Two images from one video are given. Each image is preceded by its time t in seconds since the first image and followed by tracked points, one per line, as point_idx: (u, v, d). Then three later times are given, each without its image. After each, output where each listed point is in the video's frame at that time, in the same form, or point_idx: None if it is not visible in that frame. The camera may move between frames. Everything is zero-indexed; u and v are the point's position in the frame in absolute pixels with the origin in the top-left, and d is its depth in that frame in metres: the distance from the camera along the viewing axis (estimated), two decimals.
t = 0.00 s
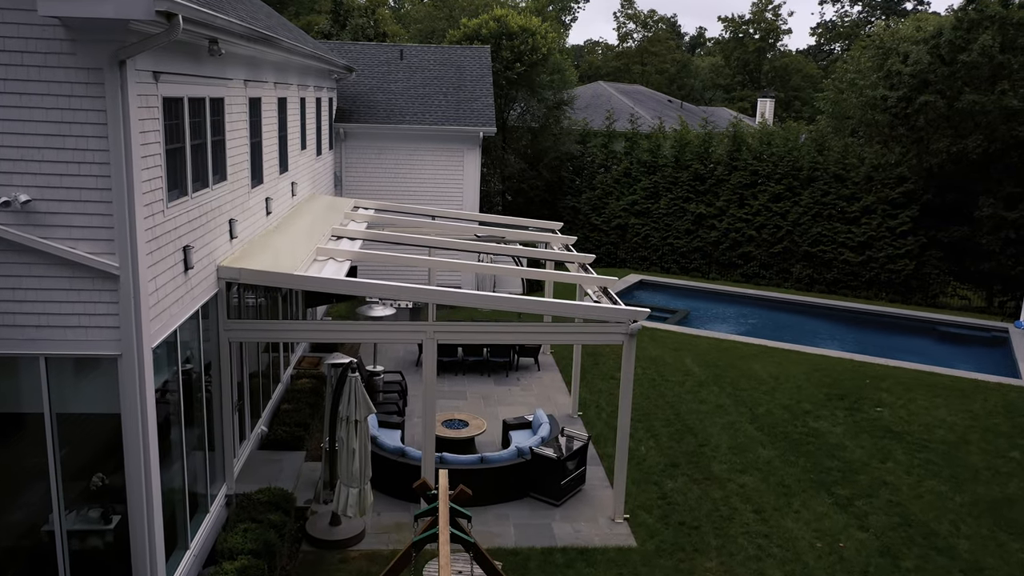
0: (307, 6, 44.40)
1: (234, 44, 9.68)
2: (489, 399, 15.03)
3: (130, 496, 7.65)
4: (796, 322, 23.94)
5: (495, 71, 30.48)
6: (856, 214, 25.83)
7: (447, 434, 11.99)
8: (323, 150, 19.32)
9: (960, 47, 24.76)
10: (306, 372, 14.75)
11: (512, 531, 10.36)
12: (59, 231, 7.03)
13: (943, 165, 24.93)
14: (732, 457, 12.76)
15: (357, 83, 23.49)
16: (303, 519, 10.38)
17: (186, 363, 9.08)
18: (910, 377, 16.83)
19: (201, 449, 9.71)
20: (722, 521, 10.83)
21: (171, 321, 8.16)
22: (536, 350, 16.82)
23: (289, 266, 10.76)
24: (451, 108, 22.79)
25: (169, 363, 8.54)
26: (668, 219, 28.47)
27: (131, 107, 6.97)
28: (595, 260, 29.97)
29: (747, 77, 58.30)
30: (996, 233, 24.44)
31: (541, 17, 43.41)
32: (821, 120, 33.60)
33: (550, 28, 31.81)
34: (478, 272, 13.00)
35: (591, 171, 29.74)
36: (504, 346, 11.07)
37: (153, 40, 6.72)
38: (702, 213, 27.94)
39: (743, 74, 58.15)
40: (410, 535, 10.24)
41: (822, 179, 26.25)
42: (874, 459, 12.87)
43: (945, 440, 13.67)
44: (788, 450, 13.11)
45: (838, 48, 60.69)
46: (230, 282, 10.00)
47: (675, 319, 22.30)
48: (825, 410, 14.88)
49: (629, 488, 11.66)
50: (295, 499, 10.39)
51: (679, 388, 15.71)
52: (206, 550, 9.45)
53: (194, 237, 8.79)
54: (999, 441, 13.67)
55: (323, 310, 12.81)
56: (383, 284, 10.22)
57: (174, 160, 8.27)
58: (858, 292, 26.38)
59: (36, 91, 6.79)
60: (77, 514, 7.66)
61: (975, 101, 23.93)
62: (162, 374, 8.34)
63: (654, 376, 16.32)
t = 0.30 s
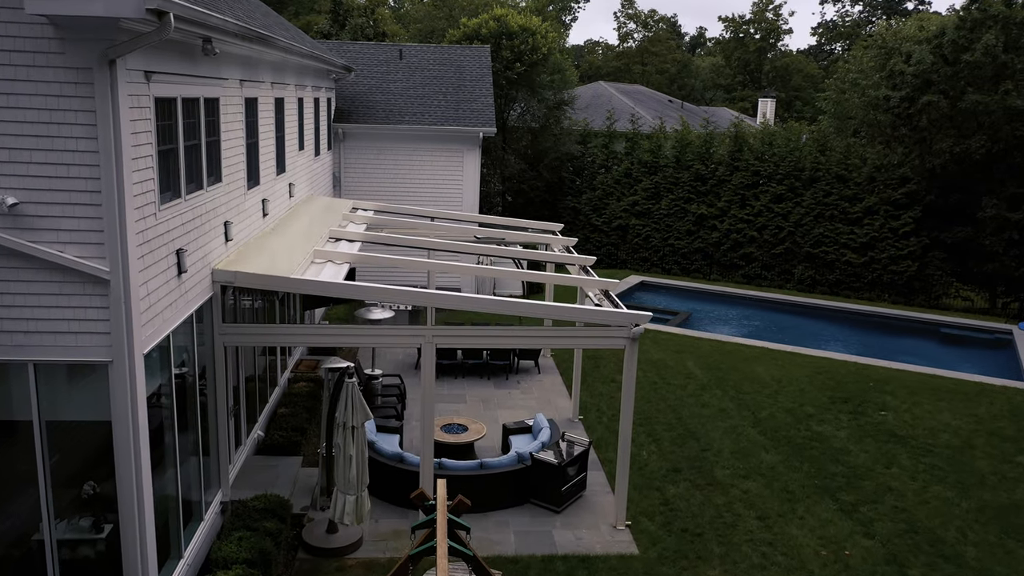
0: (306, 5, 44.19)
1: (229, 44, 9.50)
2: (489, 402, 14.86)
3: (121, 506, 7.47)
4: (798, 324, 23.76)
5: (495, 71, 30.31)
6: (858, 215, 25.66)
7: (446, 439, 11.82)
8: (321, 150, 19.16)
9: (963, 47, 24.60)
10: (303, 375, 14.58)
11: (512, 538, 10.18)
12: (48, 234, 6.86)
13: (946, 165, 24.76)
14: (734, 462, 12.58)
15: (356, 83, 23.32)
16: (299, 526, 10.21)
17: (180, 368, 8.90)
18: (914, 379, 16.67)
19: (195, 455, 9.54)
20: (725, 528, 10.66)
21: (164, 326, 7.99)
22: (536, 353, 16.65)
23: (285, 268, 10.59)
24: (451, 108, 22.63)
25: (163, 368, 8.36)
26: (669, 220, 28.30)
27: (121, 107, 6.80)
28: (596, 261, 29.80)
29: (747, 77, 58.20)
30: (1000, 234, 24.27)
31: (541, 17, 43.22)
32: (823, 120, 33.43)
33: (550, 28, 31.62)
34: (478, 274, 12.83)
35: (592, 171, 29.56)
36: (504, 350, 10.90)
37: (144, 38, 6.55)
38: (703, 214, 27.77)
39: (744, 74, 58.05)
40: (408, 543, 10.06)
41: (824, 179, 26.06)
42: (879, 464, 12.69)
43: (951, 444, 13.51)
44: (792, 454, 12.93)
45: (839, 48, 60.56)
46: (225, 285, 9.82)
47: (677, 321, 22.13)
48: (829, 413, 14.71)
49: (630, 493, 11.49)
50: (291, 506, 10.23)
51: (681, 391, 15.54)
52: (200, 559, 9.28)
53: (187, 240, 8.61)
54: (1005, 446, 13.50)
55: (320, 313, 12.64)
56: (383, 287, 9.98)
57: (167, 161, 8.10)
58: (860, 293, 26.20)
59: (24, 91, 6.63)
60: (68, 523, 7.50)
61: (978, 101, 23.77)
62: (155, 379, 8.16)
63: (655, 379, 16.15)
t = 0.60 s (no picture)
0: (305, 5, 43.96)
1: (224, 43, 9.33)
2: (488, 406, 14.69)
3: (112, 515, 7.29)
4: (800, 325, 23.59)
5: (495, 71, 30.14)
6: (860, 216, 25.51)
7: (444, 445, 11.64)
8: (319, 151, 19.00)
9: (966, 47, 24.43)
10: (300, 379, 14.43)
11: (512, 546, 10.01)
12: (36, 238, 6.69)
13: (949, 165, 24.60)
14: (738, 467, 12.41)
15: (354, 83, 23.16)
16: (295, 534, 10.02)
17: (173, 373, 8.73)
18: (918, 383, 16.48)
19: (189, 462, 9.37)
20: (728, 535, 10.49)
21: (156, 331, 7.81)
22: (536, 356, 16.49)
23: (280, 271, 10.40)
24: (451, 108, 22.47)
25: (155, 374, 8.18)
26: (670, 221, 28.14)
27: (110, 107, 6.63)
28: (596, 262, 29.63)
29: (748, 77, 58.13)
30: (1003, 235, 24.07)
31: (541, 17, 43.08)
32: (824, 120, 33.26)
33: (549, 27, 31.44)
34: (477, 277, 12.67)
35: (592, 171, 29.36)
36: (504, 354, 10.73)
37: (133, 37, 6.37)
38: (704, 215, 27.61)
39: (745, 75, 57.93)
40: (405, 551, 9.87)
41: (826, 180, 25.88)
42: (884, 470, 12.52)
43: (957, 449, 13.33)
44: (796, 459, 12.76)
45: (839, 48, 60.40)
46: (220, 289, 9.65)
47: (678, 323, 21.95)
48: (832, 417, 14.53)
49: (632, 500, 11.31)
50: (287, 513, 10.06)
51: (682, 395, 15.38)
52: (194, 568, 9.10)
53: (180, 243, 8.44)
54: (1011, 450, 13.33)
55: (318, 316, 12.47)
56: (380, 290, 9.83)
57: (159, 163, 7.93)
58: (862, 295, 26.04)
59: (10, 91, 6.45)
60: (58, 532, 7.29)
61: (981, 101, 23.63)
62: (147, 384, 7.98)
63: (656, 383, 15.98)
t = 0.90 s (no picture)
0: (305, 5, 43.76)
1: (218, 42, 9.14)
2: (488, 410, 14.51)
3: (102, 525, 7.10)
4: (803, 327, 23.41)
5: (495, 71, 29.95)
6: (863, 217, 25.32)
7: (443, 450, 11.46)
8: (317, 151, 18.82)
9: (969, 46, 24.22)
10: (298, 382, 14.25)
11: (512, 554, 9.83)
12: (23, 241, 6.51)
13: (952, 166, 24.42)
14: (741, 472, 12.24)
15: (353, 83, 22.99)
16: (291, 542, 9.85)
17: (166, 378, 8.54)
18: (923, 386, 16.30)
19: (183, 468, 9.19)
20: (732, 543, 10.32)
21: (147, 337, 7.63)
22: (536, 358, 16.31)
23: (276, 273, 10.22)
24: (450, 108, 22.30)
25: (147, 379, 8.00)
26: (671, 222, 27.98)
27: (99, 108, 6.45)
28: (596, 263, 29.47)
29: (749, 77, 57.99)
30: (1007, 236, 23.89)
31: (542, 17, 42.90)
32: (826, 120, 33.10)
33: (550, 27, 31.25)
34: (477, 280, 12.49)
35: (592, 172, 29.15)
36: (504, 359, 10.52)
37: (122, 35, 6.19)
38: (706, 215, 27.43)
39: (746, 74, 57.81)
40: (403, 560, 9.70)
41: (828, 180, 25.68)
42: (889, 475, 12.34)
43: (963, 454, 13.16)
44: (800, 465, 12.58)
45: (840, 48, 60.24)
46: (214, 292, 9.47)
47: (679, 325, 21.75)
48: (837, 421, 14.36)
49: (634, 506, 11.14)
50: (282, 520, 9.88)
51: (684, 398, 15.21)
52: None
53: (173, 247, 8.26)
54: (1018, 455, 13.16)
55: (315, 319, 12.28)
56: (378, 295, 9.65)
57: (150, 164, 7.75)
58: (865, 296, 25.89)
59: None
60: (47, 542, 7.13)
61: (985, 101, 23.45)
62: (139, 391, 7.80)
63: (658, 386, 15.80)
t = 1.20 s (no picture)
0: (305, 5, 43.56)
1: (212, 41, 8.97)
2: (488, 414, 14.33)
3: (91, 536, 6.91)
4: (806, 329, 23.23)
5: (494, 71, 29.75)
6: (865, 218, 25.14)
7: (442, 455, 11.28)
8: (315, 152, 18.64)
9: (973, 46, 24.00)
10: (295, 386, 14.07)
11: (512, 562, 9.65)
12: (9, 246, 6.33)
13: (955, 166, 24.22)
14: (744, 478, 12.05)
15: (352, 83, 22.80)
16: (287, 550, 9.67)
17: (159, 384, 8.36)
18: (927, 389, 16.11)
19: (176, 474, 9.02)
20: (736, 551, 10.14)
21: (137, 343, 7.44)
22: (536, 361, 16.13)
23: (272, 276, 10.02)
24: (450, 109, 22.12)
25: (139, 386, 7.82)
26: (672, 223, 27.81)
27: (87, 109, 6.27)
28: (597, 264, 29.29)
29: (749, 77, 57.80)
30: (1011, 237, 23.69)
31: (542, 17, 42.71)
32: (828, 120, 32.93)
33: (550, 26, 31.04)
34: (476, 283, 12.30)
35: (593, 172, 28.96)
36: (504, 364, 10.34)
37: (111, 33, 6.01)
38: (707, 216, 27.26)
39: (746, 74, 57.62)
40: (401, 568, 9.52)
41: (830, 181, 25.48)
42: (894, 481, 12.16)
43: (969, 459, 12.98)
44: (804, 470, 12.40)
45: (842, 48, 60.06)
46: (208, 297, 9.30)
47: (681, 327, 21.57)
48: (841, 426, 14.17)
49: (636, 513, 10.97)
50: (278, 528, 9.70)
51: (686, 402, 15.03)
52: None
53: (165, 251, 8.08)
54: None
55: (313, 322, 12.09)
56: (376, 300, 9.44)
57: (141, 166, 7.57)
58: (867, 297, 25.71)
59: None
60: (37, 552, 6.97)
61: (988, 101, 23.25)
62: (130, 397, 7.61)
63: (659, 389, 15.62)
